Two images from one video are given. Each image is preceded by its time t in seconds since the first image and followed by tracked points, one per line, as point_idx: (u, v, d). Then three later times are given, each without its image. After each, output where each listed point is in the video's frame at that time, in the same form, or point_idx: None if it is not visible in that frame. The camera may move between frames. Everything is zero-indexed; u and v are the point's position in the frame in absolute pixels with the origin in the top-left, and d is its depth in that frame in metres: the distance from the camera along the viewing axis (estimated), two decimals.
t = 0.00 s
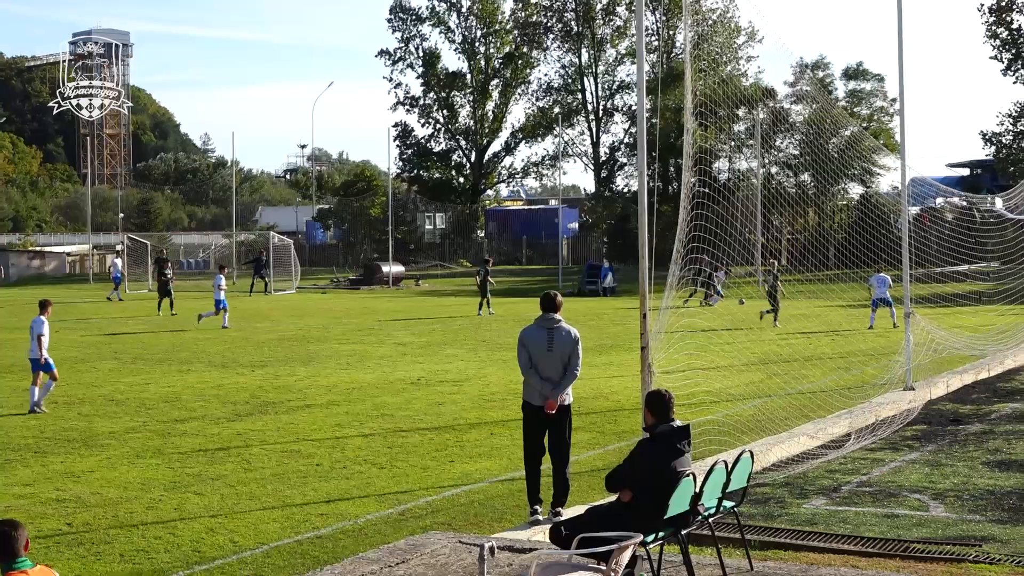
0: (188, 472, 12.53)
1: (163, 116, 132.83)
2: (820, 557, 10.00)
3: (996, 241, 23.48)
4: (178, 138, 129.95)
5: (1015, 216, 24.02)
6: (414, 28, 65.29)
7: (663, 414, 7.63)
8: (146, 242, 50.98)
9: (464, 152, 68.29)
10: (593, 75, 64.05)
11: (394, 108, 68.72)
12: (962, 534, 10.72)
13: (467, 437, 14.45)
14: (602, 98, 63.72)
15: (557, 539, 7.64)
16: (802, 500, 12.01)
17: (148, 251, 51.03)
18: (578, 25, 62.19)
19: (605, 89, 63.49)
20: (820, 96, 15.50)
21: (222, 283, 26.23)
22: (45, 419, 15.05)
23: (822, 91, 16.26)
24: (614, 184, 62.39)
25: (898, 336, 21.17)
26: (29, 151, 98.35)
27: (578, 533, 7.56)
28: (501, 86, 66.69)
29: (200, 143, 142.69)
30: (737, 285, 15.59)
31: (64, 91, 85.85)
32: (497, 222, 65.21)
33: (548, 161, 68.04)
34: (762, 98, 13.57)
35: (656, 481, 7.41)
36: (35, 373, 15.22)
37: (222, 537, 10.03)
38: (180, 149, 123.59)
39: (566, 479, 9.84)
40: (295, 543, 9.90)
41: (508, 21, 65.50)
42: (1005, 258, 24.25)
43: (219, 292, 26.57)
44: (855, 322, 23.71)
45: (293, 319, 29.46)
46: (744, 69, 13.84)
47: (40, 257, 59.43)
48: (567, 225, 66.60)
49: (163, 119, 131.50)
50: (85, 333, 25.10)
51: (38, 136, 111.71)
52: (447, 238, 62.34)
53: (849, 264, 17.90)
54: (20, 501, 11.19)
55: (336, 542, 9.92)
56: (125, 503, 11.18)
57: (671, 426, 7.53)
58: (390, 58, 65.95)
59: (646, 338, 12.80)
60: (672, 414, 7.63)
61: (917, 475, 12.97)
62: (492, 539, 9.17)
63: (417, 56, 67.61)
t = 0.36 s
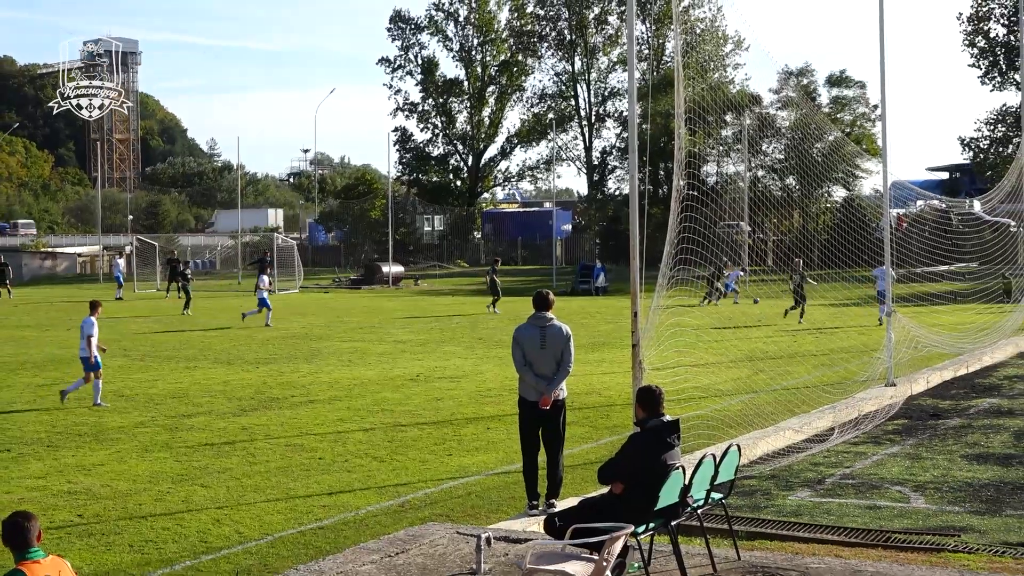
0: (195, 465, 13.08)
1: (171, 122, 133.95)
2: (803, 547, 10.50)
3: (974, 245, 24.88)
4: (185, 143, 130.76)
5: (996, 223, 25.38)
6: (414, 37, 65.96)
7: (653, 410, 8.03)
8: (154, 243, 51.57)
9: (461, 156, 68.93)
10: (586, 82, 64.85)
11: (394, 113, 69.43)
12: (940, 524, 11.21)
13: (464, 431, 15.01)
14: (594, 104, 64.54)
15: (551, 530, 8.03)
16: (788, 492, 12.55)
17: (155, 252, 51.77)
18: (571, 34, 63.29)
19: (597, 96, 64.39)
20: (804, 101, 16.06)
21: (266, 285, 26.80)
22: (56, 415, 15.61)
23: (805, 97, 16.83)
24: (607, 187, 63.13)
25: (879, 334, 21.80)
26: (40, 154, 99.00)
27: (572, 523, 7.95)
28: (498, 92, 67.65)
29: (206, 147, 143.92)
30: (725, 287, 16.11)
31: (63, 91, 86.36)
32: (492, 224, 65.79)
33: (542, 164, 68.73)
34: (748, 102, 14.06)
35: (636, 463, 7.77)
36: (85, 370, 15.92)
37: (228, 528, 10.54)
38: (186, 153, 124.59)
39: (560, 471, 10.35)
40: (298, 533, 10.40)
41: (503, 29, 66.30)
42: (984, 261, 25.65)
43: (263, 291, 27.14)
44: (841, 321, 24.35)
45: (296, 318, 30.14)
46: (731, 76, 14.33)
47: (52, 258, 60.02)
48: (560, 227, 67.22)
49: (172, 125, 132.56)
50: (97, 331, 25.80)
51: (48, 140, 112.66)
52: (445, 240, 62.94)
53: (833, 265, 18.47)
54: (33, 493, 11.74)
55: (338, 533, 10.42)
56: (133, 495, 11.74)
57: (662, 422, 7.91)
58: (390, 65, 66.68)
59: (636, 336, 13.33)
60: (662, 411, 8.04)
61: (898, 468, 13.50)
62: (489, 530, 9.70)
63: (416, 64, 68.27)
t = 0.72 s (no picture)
0: (202, 461, 13.54)
1: (178, 126, 134.98)
2: (793, 541, 10.40)
3: (956, 246, 26.57)
4: (192, 147, 131.65)
5: (978, 225, 27.06)
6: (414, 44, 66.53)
7: (646, 408, 8.09)
8: (161, 244, 52.15)
9: (460, 160, 69.46)
10: (582, 88, 65.58)
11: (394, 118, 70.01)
12: (926, 518, 11.18)
13: (463, 428, 15.45)
14: (589, 110, 65.32)
15: (547, 524, 8.10)
16: (778, 486, 12.74)
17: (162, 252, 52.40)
18: (566, 41, 64.28)
19: (592, 101, 65.18)
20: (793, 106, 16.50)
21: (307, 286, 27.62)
22: (67, 412, 16.08)
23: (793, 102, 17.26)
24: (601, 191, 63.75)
25: (866, 334, 22.22)
26: (51, 158, 100.00)
27: (567, 517, 8.02)
28: (495, 99, 68.13)
29: (213, 151, 144.90)
30: (714, 287, 16.53)
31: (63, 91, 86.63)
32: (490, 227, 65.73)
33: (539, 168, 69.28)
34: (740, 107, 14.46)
35: (628, 461, 7.87)
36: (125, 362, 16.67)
37: (233, 522, 10.99)
38: (193, 157, 125.53)
39: (555, 465, 10.77)
40: (302, 527, 10.84)
41: (501, 37, 67.00)
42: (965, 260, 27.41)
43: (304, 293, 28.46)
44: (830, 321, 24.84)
45: (300, 318, 30.67)
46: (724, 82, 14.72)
47: (63, 259, 60.63)
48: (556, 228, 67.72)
49: (178, 129, 133.57)
50: (106, 330, 26.38)
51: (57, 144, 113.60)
52: (444, 241, 63.93)
53: (820, 264, 18.96)
54: (44, 488, 12.22)
55: (341, 527, 10.86)
56: (141, 490, 12.20)
57: (655, 419, 7.99)
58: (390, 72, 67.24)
59: (629, 336, 13.76)
60: (654, 407, 8.11)
61: (885, 463, 13.77)
62: (487, 523, 10.11)
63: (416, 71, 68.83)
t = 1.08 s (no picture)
0: (194, 460, 13.55)
1: (171, 127, 134.82)
2: (784, 540, 10.48)
3: (947, 246, 26.73)
4: (184, 148, 131.45)
5: (969, 225, 27.26)
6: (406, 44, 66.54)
7: (638, 407, 8.09)
8: (153, 244, 52.10)
9: (452, 160, 69.56)
10: (573, 88, 65.75)
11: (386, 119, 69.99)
12: (917, 517, 11.24)
13: (455, 427, 15.50)
14: (580, 110, 65.49)
15: (539, 523, 8.13)
16: (769, 485, 12.79)
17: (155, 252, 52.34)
18: (558, 41, 64.57)
19: (584, 102, 65.35)
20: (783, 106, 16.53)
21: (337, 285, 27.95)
22: (59, 412, 16.09)
23: (782, 103, 17.31)
24: (592, 190, 63.87)
25: (857, 333, 22.32)
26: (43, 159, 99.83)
27: (559, 516, 8.06)
28: (487, 99, 68.16)
29: (206, 150, 144.54)
30: (705, 288, 16.54)
31: (64, 91, 87.17)
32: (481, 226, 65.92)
33: (530, 168, 69.35)
34: (732, 108, 14.43)
35: (620, 459, 7.90)
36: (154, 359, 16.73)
37: (226, 522, 11.00)
38: (186, 158, 125.47)
39: (547, 465, 10.79)
40: (293, 527, 10.86)
41: (493, 37, 66.77)
42: (956, 261, 27.57)
43: (332, 292, 28.93)
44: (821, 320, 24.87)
45: (293, 318, 30.72)
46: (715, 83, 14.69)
47: (55, 258, 60.57)
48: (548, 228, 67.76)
49: (171, 129, 133.47)
50: (99, 330, 26.37)
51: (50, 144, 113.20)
52: (436, 241, 63.82)
53: (811, 264, 19.00)
54: (37, 488, 12.23)
55: (332, 526, 10.87)
56: (133, 490, 12.22)
57: (648, 418, 7.99)
58: (383, 73, 67.13)
59: (621, 335, 13.77)
60: (646, 406, 8.11)
61: (876, 462, 13.82)
62: (479, 523, 10.14)
63: (408, 72, 68.86)
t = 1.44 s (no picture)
0: (182, 461, 13.53)
1: (160, 127, 134.53)
2: (773, 540, 10.49)
3: (936, 246, 26.84)
4: (173, 148, 131.12)
5: (958, 225, 27.40)
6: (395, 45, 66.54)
7: (627, 407, 8.08)
8: (142, 244, 51.96)
9: (441, 160, 69.54)
10: (562, 88, 65.84)
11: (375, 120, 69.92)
12: (906, 516, 11.27)
13: (445, 427, 15.50)
14: (570, 110, 65.58)
15: (528, 523, 8.13)
16: (759, 485, 12.80)
17: (144, 252, 52.20)
18: (547, 41, 64.63)
19: (573, 102, 65.44)
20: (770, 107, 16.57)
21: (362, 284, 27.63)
22: (47, 412, 16.06)
23: (770, 104, 17.35)
24: (582, 190, 63.92)
25: (846, 333, 22.38)
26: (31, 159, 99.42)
27: (548, 517, 8.06)
28: (476, 99, 68.21)
29: (194, 150, 144.10)
30: (695, 288, 16.53)
31: (64, 90, 86.25)
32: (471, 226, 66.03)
33: (520, 168, 69.40)
34: (721, 108, 14.42)
35: (609, 459, 7.88)
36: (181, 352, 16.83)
37: (215, 522, 10.99)
38: (174, 158, 125.14)
39: (536, 466, 10.78)
40: (283, 527, 10.84)
41: (482, 37, 66.77)
42: (945, 261, 27.73)
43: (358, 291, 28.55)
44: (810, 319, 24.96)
45: (281, 318, 30.71)
46: (704, 84, 14.66)
47: (43, 259, 60.41)
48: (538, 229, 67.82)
49: (160, 129, 133.19)
50: (86, 330, 26.29)
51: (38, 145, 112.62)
52: (426, 241, 64.03)
53: (800, 264, 19.05)
54: (25, 489, 12.19)
55: (322, 527, 10.85)
56: (122, 490, 12.19)
57: (635, 418, 8.00)
58: (372, 73, 67.12)
59: (610, 335, 13.77)
60: (635, 407, 8.11)
61: (865, 461, 13.84)
62: (468, 524, 10.13)
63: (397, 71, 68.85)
